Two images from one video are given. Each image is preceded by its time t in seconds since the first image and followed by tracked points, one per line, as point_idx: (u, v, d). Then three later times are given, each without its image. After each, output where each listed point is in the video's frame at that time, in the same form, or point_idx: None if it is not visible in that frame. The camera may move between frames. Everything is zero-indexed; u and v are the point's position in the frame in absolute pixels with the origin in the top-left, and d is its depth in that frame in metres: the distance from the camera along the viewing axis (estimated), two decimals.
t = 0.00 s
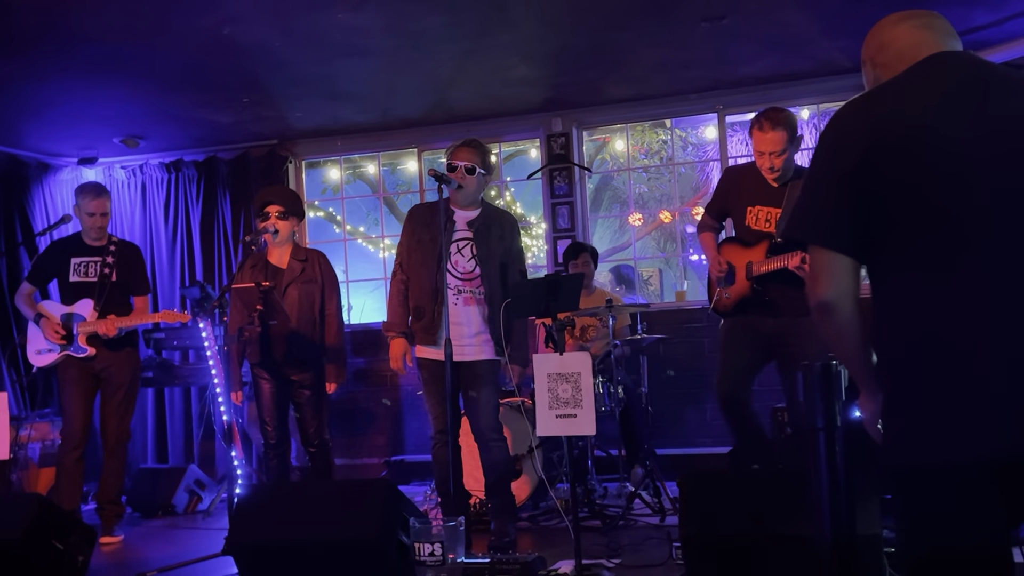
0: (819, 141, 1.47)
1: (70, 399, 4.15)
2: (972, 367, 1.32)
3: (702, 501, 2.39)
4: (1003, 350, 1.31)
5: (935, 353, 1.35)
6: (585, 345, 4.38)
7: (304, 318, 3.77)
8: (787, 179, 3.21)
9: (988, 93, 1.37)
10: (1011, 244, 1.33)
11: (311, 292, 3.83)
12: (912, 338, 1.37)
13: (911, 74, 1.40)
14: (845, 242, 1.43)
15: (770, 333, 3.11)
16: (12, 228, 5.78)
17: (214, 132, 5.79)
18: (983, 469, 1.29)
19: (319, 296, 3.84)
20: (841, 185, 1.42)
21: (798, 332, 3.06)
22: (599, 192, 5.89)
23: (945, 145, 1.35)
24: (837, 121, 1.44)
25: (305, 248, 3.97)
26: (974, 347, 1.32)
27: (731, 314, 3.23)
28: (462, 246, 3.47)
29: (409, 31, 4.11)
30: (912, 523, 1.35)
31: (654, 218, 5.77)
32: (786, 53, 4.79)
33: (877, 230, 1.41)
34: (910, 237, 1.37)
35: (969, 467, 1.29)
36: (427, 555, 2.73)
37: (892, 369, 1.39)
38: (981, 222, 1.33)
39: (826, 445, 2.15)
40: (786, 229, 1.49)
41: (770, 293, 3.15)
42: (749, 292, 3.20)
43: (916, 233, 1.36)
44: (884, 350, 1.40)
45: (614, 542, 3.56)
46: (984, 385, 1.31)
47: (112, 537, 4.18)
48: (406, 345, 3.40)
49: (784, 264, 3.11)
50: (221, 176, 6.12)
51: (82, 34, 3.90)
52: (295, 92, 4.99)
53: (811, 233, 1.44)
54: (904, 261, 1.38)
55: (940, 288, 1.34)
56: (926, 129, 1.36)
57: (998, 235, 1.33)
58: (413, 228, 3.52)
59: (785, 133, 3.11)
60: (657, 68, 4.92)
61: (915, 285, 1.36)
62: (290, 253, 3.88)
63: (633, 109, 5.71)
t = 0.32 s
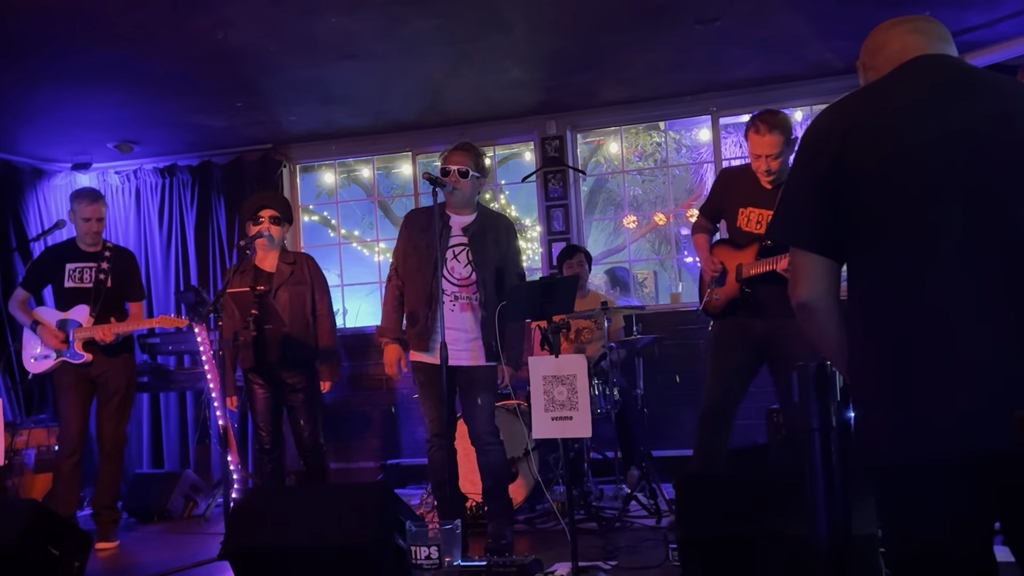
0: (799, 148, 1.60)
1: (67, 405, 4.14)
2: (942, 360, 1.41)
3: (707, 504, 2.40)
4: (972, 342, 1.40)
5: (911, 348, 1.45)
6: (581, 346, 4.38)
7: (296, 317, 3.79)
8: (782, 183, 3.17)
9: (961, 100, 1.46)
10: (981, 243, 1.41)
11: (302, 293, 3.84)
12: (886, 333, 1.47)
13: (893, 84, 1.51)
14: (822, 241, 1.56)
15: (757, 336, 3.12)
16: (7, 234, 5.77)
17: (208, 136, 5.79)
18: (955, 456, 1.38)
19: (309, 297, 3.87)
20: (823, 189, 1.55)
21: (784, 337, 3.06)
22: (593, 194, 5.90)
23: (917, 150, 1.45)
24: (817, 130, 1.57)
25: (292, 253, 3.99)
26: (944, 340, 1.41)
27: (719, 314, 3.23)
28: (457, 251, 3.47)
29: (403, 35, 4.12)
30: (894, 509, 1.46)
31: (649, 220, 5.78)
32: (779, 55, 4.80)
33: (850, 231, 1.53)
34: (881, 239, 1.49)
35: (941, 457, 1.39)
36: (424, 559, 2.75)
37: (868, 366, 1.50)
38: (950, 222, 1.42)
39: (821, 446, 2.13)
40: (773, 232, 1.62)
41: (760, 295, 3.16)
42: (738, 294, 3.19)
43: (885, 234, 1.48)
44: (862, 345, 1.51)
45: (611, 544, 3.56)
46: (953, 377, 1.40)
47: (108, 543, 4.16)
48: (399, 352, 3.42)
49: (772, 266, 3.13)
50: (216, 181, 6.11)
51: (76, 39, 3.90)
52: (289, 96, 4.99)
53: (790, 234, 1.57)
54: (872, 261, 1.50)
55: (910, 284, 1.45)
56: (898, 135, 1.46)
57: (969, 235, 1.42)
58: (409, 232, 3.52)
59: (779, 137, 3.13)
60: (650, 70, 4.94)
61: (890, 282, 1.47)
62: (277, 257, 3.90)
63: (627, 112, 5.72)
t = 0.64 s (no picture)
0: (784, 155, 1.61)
1: (58, 413, 4.11)
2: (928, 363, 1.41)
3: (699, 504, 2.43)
4: (956, 345, 1.40)
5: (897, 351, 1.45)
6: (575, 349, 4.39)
7: (282, 324, 3.79)
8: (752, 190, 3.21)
9: (944, 105, 1.47)
10: (967, 246, 1.42)
11: (289, 302, 3.85)
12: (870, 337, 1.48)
13: (876, 90, 1.52)
14: (806, 246, 1.57)
15: (743, 342, 3.10)
16: None
17: (198, 142, 5.77)
18: (942, 459, 1.39)
19: (296, 304, 3.87)
20: (807, 195, 1.56)
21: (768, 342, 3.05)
22: (584, 198, 5.91)
23: (898, 154, 1.46)
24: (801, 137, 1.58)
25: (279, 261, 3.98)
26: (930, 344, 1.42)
27: (696, 324, 3.24)
28: (446, 251, 3.46)
29: (392, 40, 4.11)
30: (880, 513, 1.46)
31: (640, 223, 5.79)
32: (768, 57, 4.81)
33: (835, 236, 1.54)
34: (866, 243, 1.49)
35: (925, 459, 1.40)
36: (416, 565, 2.76)
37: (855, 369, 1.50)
38: (932, 225, 1.43)
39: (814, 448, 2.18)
40: (758, 238, 1.62)
41: (737, 305, 3.18)
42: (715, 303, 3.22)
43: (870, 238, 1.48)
44: (847, 350, 1.51)
45: (604, 548, 3.56)
46: (939, 381, 1.40)
47: (100, 551, 4.14)
48: (392, 353, 3.44)
49: (751, 275, 3.18)
50: (206, 186, 6.10)
51: (64, 46, 3.88)
52: (279, 102, 4.98)
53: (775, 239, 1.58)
54: (858, 266, 1.50)
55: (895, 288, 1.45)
56: (881, 140, 1.47)
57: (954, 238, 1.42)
58: (399, 235, 3.52)
59: (749, 143, 3.12)
60: (640, 74, 4.94)
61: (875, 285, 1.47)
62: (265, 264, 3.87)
63: (617, 115, 5.73)
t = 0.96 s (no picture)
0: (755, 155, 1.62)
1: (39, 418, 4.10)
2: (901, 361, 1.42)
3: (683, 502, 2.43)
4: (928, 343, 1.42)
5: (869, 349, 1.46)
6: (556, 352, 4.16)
7: (263, 328, 3.78)
8: (717, 201, 3.23)
9: (913, 105, 1.48)
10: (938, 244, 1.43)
11: (270, 306, 3.85)
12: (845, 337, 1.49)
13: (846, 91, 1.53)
14: (781, 247, 1.57)
15: (707, 346, 3.15)
16: None
17: (181, 147, 5.77)
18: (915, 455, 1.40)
19: (276, 309, 3.87)
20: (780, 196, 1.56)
21: (736, 345, 3.10)
22: (568, 201, 5.92)
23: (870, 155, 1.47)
24: (771, 138, 1.59)
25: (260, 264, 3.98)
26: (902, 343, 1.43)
27: (664, 327, 3.26)
28: (429, 262, 3.49)
29: (374, 43, 4.12)
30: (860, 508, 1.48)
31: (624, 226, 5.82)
32: (749, 60, 4.84)
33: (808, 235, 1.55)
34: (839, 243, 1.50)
35: (899, 457, 1.41)
36: (401, 567, 2.70)
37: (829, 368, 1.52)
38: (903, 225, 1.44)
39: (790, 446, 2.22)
40: (733, 239, 1.63)
41: (708, 313, 3.17)
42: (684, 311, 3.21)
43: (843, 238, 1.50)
44: (821, 348, 1.53)
45: (588, 549, 3.57)
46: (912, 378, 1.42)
47: (83, 557, 4.12)
48: (370, 357, 3.44)
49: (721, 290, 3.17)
50: (188, 191, 6.09)
51: (46, 51, 3.88)
52: (262, 106, 4.98)
53: (750, 241, 1.58)
54: (832, 263, 1.51)
55: (867, 288, 1.47)
56: (851, 141, 1.48)
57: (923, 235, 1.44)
58: (383, 242, 3.51)
59: (709, 153, 3.17)
60: (623, 77, 4.97)
61: (848, 285, 1.49)
62: (245, 268, 3.88)
63: (599, 118, 5.75)
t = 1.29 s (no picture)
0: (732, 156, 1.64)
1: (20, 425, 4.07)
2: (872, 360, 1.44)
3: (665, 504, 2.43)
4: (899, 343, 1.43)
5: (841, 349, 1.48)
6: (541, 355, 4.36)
7: (249, 334, 3.79)
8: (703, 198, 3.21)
9: (886, 106, 1.50)
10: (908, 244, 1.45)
11: (254, 311, 3.85)
12: (818, 336, 1.50)
13: (821, 93, 1.55)
14: (756, 249, 1.60)
15: (693, 346, 3.16)
16: None
17: (162, 151, 5.75)
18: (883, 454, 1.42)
19: (261, 314, 3.88)
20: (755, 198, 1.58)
21: (717, 345, 3.12)
22: (550, 205, 5.94)
23: (842, 156, 1.48)
24: (747, 139, 1.60)
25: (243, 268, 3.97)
26: (874, 343, 1.44)
27: (652, 328, 3.25)
28: (410, 255, 3.48)
29: (353, 47, 4.12)
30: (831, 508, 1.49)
31: (606, 229, 5.84)
32: (727, 64, 4.88)
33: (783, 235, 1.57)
34: (813, 242, 1.52)
35: (869, 455, 1.42)
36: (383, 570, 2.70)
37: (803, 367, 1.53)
38: (878, 226, 1.46)
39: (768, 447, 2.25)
40: (708, 239, 1.65)
41: (690, 315, 3.18)
42: (668, 311, 3.22)
43: (816, 238, 1.51)
44: (795, 348, 1.55)
45: (571, 551, 3.58)
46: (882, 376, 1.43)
47: (64, 564, 4.09)
48: (363, 356, 3.45)
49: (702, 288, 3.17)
50: (169, 196, 6.08)
51: (23, 55, 3.87)
52: (243, 110, 4.97)
53: (725, 242, 1.61)
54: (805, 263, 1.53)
55: (840, 288, 1.48)
56: (825, 141, 1.50)
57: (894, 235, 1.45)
58: (362, 241, 3.52)
59: (695, 150, 3.14)
60: (603, 80, 4.99)
61: (820, 285, 1.50)
62: (228, 273, 3.87)
63: (581, 121, 5.78)
